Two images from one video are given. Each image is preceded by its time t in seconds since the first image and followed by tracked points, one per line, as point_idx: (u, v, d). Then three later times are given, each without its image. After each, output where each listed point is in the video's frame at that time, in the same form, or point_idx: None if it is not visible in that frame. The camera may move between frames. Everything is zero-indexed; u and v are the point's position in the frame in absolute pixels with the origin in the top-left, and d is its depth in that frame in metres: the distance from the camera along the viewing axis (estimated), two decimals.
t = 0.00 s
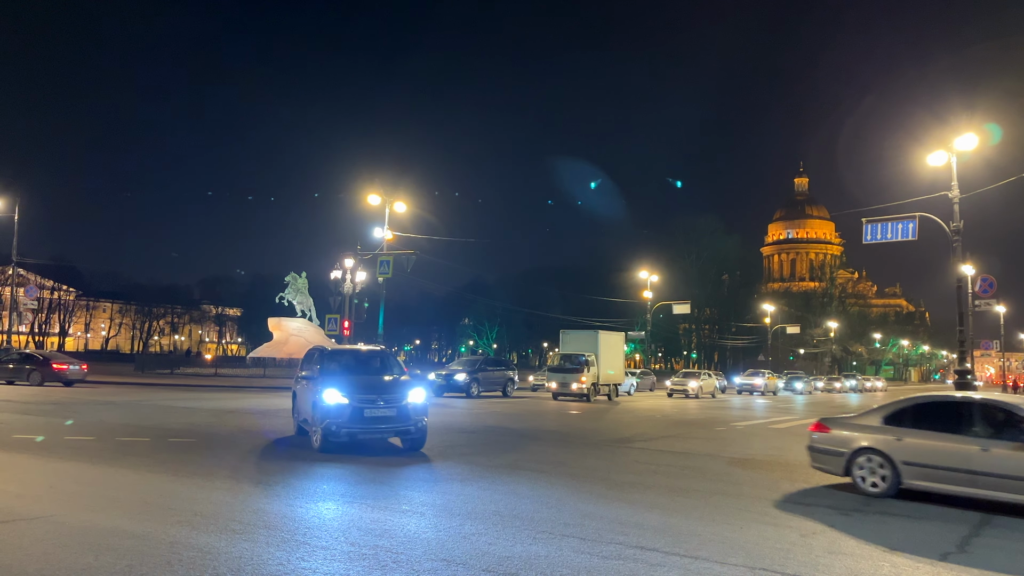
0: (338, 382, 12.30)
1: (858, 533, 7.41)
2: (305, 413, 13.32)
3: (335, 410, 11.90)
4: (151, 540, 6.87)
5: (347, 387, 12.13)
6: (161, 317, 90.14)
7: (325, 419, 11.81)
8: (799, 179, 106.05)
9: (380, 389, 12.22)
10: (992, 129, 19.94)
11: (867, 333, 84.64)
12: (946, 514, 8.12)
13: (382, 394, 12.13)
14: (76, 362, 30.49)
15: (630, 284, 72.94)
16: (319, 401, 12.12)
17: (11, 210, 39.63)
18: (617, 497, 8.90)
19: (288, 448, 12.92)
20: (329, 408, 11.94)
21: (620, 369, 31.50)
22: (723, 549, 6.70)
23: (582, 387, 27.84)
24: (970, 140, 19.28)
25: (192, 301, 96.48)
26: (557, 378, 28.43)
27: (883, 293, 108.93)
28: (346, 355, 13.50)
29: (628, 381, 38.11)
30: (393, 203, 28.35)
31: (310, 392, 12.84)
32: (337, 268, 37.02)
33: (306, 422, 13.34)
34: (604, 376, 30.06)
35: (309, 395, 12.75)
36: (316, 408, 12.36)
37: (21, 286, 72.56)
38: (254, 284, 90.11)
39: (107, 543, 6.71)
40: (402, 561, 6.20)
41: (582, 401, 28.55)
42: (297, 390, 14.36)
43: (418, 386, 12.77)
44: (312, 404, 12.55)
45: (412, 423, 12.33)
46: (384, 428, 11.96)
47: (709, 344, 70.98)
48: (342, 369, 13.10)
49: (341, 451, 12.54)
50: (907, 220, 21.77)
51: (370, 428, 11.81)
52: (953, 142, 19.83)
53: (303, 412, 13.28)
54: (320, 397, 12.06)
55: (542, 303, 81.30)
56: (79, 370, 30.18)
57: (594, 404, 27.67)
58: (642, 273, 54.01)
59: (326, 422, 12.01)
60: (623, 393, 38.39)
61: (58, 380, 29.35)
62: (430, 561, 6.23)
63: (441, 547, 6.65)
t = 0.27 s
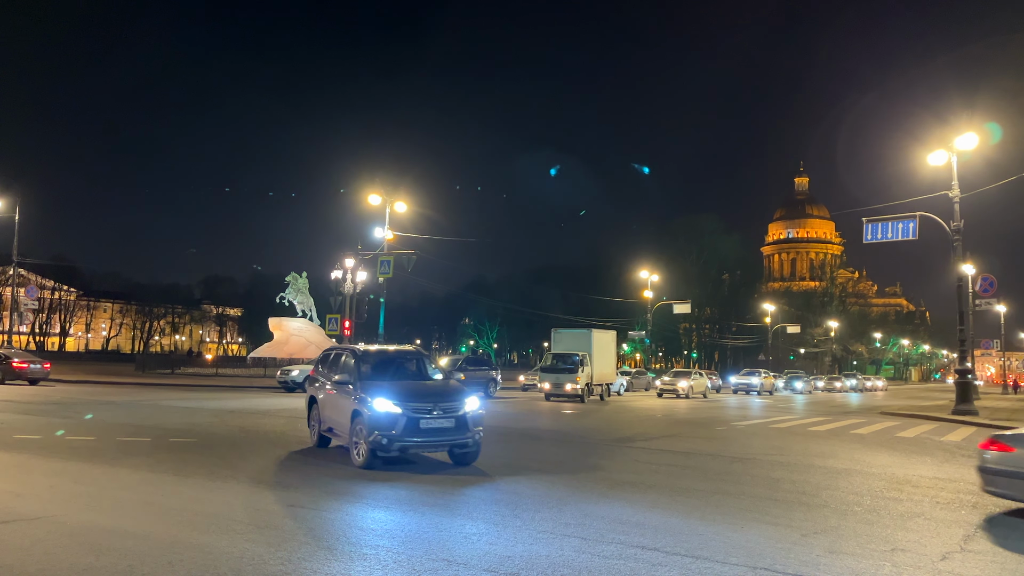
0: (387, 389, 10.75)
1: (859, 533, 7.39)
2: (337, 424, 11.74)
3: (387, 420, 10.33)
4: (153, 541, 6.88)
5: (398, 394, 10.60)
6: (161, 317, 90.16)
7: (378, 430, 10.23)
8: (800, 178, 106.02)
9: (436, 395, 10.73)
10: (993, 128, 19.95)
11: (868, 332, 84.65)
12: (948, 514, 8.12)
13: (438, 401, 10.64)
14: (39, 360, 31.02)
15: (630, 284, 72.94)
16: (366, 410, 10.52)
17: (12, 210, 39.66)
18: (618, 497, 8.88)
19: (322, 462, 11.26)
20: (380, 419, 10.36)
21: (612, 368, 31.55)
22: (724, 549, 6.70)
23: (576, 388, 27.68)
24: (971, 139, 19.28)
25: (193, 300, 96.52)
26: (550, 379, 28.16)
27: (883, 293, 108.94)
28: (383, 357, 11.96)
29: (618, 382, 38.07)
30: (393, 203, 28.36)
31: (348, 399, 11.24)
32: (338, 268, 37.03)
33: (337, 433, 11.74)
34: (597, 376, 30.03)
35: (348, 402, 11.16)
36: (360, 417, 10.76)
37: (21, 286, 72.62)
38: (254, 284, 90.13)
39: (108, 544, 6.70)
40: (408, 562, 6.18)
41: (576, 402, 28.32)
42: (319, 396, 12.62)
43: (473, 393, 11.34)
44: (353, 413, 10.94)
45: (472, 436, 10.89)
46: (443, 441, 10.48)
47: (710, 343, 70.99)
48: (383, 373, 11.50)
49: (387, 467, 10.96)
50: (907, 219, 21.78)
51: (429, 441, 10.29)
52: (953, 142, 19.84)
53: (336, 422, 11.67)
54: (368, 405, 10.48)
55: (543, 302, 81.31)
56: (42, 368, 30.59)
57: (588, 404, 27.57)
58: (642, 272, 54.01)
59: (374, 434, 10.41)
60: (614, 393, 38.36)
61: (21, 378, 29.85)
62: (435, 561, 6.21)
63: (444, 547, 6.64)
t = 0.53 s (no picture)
0: (461, 397, 9.24)
1: (858, 532, 7.39)
2: (388, 436, 10.15)
3: (466, 433, 8.77)
4: (152, 541, 6.88)
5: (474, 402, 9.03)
6: (160, 318, 90.15)
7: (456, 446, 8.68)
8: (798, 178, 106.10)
9: (517, 404, 9.24)
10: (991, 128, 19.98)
11: (866, 332, 84.67)
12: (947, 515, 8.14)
13: (520, 410, 9.14)
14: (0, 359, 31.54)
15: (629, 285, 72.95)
16: (439, 421, 8.94)
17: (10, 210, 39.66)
18: (616, 497, 8.87)
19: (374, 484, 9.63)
20: (457, 432, 8.78)
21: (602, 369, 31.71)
22: (722, 549, 6.70)
23: (570, 388, 27.57)
24: (968, 139, 19.32)
25: (191, 301, 96.52)
26: (543, 380, 28.00)
27: (882, 292, 109.03)
28: (440, 360, 10.43)
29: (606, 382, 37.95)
30: (391, 203, 28.37)
31: (406, 408, 9.68)
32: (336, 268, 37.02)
33: (388, 448, 10.17)
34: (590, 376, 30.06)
35: (408, 412, 9.60)
36: (429, 430, 9.20)
37: (19, 286, 72.55)
38: (252, 284, 90.06)
39: (106, 544, 6.70)
40: (409, 562, 6.18)
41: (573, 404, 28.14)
42: (356, 405, 10.98)
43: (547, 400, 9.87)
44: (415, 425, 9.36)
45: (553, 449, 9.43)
46: (528, 456, 8.99)
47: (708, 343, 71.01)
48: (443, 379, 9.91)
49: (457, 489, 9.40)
50: (905, 219, 21.81)
51: (515, 458, 8.78)
52: (951, 142, 19.85)
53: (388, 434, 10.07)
54: (441, 415, 8.92)
55: (541, 303, 81.33)
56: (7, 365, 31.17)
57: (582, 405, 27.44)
58: (641, 272, 54.02)
59: (449, 449, 8.85)
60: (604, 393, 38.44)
61: None
62: (436, 561, 6.21)
63: (443, 547, 6.65)
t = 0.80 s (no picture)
0: (566, 411, 8.40)
1: (857, 532, 7.39)
2: (470, 454, 9.25)
3: (586, 454, 7.93)
4: (150, 542, 6.87)
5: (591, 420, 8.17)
6: (157, 319, 90.02)
7: (577, 469, 7.83)
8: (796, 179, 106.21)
9: (629, 418, 8.45)
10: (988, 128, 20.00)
11: (864, 332, 84.80)
12: (943, 514, 8.21)
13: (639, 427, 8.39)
14: None
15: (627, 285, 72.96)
16: (555, 441, 8.04)
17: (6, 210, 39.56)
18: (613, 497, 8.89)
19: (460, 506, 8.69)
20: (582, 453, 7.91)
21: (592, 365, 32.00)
22: (720, 549, 6.70)
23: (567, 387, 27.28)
24: (966, 139, 19.34)
25: (189, 302, 96.41)
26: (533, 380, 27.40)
27: (879, 292, 109.24)
28: (519, 367, 9.56)
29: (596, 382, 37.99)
30: (389, 203, 28.34)
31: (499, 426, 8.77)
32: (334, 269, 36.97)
33: (471, 468, 9.25)
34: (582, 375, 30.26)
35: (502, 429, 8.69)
36: (536, 450, 8.32)
37: (16, 287, 72.33)
38: (250, 285, 89.99)
39: (104, 546, 6.70)
40: (403, 563, 6.18)
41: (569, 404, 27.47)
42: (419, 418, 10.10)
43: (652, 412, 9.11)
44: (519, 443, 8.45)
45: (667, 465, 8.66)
46: (651, 476, 8.21)
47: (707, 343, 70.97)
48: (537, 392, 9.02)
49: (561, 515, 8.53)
50: (902, 219, 21.84)
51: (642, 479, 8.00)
52: (948, 142, 19.87)
53: (472, 453, 9.14)
54: (552, 435, 8.05)
55: (540, 303, 81.30)
56: None
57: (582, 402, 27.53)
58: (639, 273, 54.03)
59: (565, 472, 8.01)
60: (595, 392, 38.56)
61: None
62: (433, 561, 6.23)
63: (440, 547, 6.67)
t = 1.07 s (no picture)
0: (714, 430, 7.15)
1: (854, 532, 7.39)
2: (578, 475, 8.04)
3: (747, 481, 6.78)
4: (147, 543, 6.87)
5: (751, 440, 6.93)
6: (155, 319, 89.87)
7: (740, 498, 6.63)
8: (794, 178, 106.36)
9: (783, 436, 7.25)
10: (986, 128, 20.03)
11: (861, 332, 84.88)
12: (939, 513, 8.24)
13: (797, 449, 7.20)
14: None
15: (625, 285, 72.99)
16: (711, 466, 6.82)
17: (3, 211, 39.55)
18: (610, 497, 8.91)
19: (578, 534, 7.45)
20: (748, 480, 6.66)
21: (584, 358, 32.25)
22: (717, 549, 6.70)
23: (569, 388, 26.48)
24: (963, 139, 19.37)
25: (187, 302, 96.31)
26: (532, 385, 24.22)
27: (877, 292, 109.39)
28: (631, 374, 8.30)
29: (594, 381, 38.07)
30: (387, 203, 28.33)
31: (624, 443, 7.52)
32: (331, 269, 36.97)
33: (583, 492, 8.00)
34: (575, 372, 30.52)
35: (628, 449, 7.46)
36: (680, 474, 7.09)
37: (13, 288, 72.25)
38: (248, 285, 89.97)
39: (102, 546, 6.70)
40: (397, 562, 6.20)
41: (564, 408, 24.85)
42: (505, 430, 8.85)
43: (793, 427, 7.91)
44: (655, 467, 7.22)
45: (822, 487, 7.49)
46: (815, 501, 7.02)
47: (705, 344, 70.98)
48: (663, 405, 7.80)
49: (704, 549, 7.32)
50: (900, 219, 21.85)
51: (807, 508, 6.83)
52: (945, 142, 19.89)
53: (586, 475, 7.90)
54: (706, 457, 6.84)
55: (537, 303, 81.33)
56: None
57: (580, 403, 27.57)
58: (637, 273, 54.03)
59: (721, 502, 6.77)
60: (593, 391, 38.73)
61: None
62: (429, 561, 6.25)
63: (436, 548, 6.67)
